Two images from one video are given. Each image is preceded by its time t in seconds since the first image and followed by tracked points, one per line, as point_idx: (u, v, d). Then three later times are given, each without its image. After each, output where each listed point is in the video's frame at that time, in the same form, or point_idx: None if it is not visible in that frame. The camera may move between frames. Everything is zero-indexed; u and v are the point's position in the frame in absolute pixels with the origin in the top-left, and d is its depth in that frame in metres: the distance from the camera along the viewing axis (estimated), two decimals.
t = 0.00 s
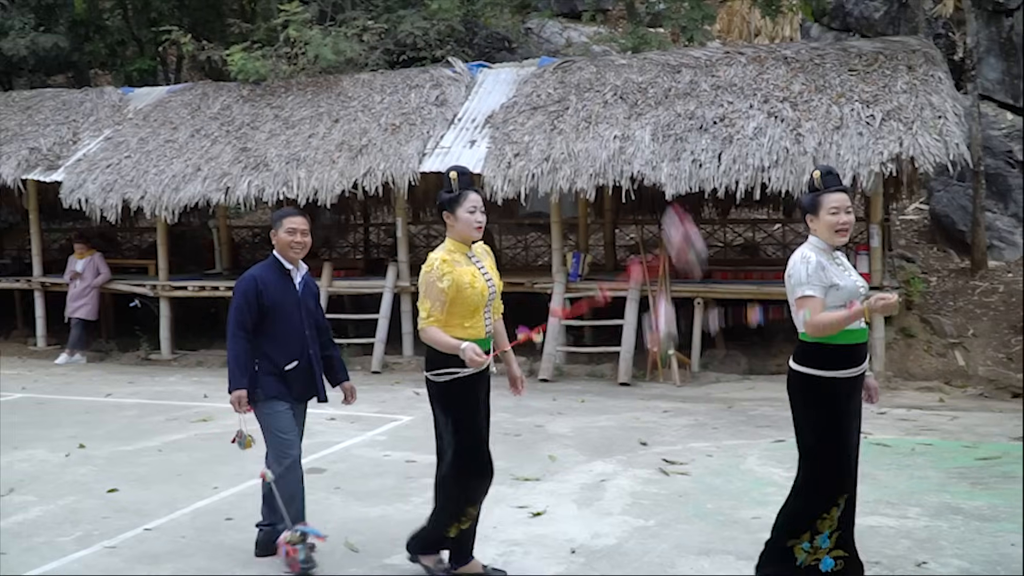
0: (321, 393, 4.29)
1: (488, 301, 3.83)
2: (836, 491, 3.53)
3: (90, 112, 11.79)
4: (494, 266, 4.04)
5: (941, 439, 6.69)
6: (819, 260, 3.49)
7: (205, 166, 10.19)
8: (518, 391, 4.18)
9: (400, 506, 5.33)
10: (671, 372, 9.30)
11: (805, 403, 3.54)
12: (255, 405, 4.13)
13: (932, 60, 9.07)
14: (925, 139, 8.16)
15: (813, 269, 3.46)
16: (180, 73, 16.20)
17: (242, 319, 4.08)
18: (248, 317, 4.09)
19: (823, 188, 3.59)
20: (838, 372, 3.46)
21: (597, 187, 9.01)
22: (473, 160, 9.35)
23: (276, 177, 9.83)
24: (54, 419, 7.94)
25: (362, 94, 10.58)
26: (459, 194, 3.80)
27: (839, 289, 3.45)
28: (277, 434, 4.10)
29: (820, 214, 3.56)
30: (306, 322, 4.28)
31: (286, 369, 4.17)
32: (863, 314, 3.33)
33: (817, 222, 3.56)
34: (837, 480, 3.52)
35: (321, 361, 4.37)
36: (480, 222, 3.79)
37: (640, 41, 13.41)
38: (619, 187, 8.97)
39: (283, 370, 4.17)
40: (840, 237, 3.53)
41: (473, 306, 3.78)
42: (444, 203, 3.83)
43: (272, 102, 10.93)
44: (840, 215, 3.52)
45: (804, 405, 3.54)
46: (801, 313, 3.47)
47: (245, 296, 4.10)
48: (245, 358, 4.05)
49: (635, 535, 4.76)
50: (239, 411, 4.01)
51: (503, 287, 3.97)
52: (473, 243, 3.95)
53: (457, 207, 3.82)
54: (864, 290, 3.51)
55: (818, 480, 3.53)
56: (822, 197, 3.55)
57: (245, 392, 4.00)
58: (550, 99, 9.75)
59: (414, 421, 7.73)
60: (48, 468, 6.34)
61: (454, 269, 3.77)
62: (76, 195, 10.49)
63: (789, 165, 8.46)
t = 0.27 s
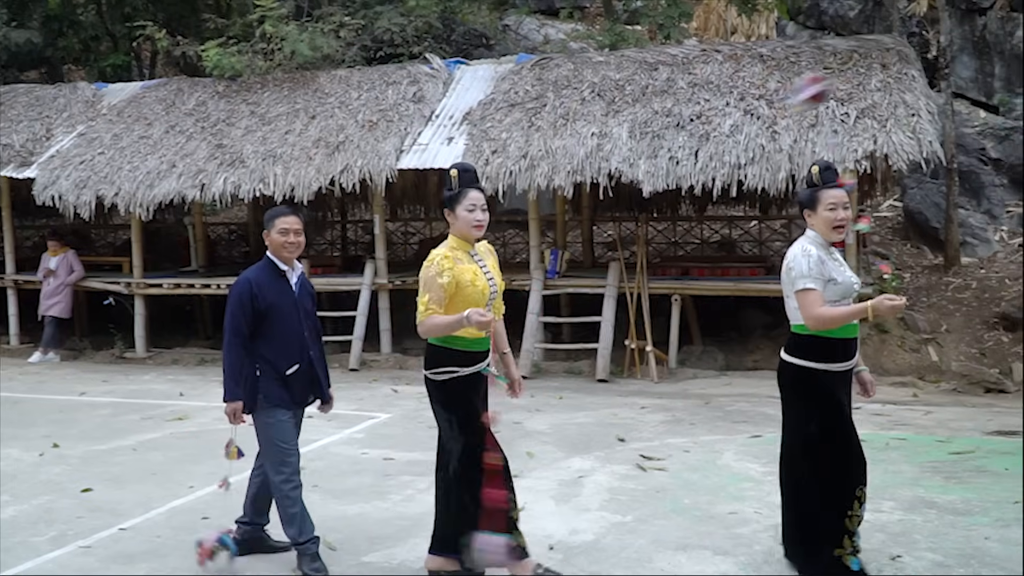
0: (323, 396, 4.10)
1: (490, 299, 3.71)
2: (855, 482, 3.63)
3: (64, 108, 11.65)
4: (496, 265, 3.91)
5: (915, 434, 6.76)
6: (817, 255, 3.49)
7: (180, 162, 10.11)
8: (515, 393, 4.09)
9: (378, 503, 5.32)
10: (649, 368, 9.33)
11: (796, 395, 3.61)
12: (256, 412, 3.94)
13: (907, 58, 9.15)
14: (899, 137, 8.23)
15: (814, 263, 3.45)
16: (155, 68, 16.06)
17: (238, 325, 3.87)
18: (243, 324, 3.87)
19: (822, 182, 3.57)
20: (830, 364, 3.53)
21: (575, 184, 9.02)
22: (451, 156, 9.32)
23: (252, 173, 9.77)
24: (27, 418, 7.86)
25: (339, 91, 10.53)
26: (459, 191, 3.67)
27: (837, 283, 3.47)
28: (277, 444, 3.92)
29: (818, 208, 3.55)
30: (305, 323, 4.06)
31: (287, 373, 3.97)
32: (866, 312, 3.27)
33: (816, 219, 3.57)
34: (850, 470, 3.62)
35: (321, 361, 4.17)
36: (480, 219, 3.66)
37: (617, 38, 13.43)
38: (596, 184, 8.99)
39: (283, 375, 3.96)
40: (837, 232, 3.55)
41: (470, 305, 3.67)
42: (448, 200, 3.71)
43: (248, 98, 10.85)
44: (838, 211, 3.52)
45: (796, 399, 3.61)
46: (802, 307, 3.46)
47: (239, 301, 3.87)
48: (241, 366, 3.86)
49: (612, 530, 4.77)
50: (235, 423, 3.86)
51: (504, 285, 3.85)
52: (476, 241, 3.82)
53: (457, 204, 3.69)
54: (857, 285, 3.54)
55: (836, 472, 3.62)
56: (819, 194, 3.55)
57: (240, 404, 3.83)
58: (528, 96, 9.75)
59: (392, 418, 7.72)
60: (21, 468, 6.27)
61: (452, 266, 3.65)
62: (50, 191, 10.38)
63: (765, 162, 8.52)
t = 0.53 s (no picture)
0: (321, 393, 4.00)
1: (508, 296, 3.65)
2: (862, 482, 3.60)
3: (36, 104, 11.52)
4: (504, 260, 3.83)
5: (889, 430, 6.81)
6: (818, 254, 3.47)
7: (155, 159, 10.03)
8: (516, 396, 4.11)
9: (355, 501, 5.30)
10: (627, 365, 9.36)
11: (799, 394, 3.59)
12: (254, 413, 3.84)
13: (881, 57, 9.21)
14: (873, 135, 8.29)
15: (815, 265, 3.43)
16: (129, 65, 15.92)
17: (237, 325, 3.74)
18: (241, 322, 3.75)
19: (820, 180, 3.55)
20: (836, 364, 3.54)
21: (552, 181, 9.02)
22: (429, 154, 9.31)
23: (228, 170, 9.71)
24: None
25: (316, 87, 10.48)
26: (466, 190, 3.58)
27: (839, 283, 3.47)
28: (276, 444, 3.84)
29: (818, 207, 3.52)
30: (301, 320, 3.95)
31: (284, 372, 3.86)
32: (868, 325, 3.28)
33: (814, 216, 3.54)
34: (857, 471, 3.59)
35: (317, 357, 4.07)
36: (488, 216, 3.58)
37: (595, 35, 13.45)
38: (574, 181, 9.00)
39: (282, 373, 3.86)
40: (835, 231, 3.54)
41: (490, 305, 3.56)
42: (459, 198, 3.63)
43: (224, 95, 10.78)
44: (837, 210, 3.51)
45: (800, 400, 3.59)
46: (802, 308, 3.45)
47: (235, 299, 3.75)
48: (240, 367, 3.74)
49: (590, 528, 4.78)
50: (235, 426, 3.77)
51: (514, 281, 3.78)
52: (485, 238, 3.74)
53: (464, 203, 3.61)
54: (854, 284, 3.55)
55: (841, 474, 3.58)
56: (819, 191, 3.52)
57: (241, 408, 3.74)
58: (505, 93, 9.75)
59: (370, 416, 7.70)
60: None
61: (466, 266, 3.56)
62: (23, 188, 10.27)
63: (741, 160, 8.56)
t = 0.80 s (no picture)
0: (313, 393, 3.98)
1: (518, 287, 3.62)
2: (866, 483, 3.62)
3: (8, 100, 11.39)
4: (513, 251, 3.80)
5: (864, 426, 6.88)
6: (824, 254, 3.51)
7: (129, 156, 9.94)
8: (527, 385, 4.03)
9: (332, 499, 5.28)
10: (604, 362, 9.38)
11: (817, 392, 3.58)
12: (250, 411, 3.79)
13: (855, 55, 9.28)
14: (847, 133, 8.36)
15: (822, 265, 3.46)
16: (103, 61, 15.78)
17: (231, 321, 3.70)
18: (237, 319, 3.71)
19: (824, 178, 3.59)
20: (854, 362, 3.54)
21: (529, 179, 9.03)
22: (406, 151, 9.29)
23: (203, 167, 9.64)
24: None
25: (292, 84, 10.42)
26: (476, 181, 3.56)
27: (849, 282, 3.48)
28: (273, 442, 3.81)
29: (822, 204, 3.55)
30: (293, 319, 3.93)
31: (279, 371, 3.84)
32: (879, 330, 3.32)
33: (818, 214, 3.58)
34: (861, 473, 3.61)
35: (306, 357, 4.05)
36: (499, 207, 3.57)
37: (571, 32, 13.46)
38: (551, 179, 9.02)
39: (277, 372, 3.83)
40: (836, 228, 3.59)
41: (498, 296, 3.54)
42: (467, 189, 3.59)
43: (199, 91, 10.70)
44: (840, 207, 3.55)
45: (818, 398, 3.59)
46: (812, 311, 3.48)
47: (230, 296, 3.71)
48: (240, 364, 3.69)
49: (567, 524, 4.79)
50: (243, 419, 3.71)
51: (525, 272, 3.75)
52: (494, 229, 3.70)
53: (474, 193, 3.57)
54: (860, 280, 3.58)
55: (849, 474, 3.60)
56: (823, 188, 3.55)
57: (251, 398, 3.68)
58: (482, 90, 9.74)
59: (347, 414, 7.67)
60: None
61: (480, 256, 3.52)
62: None
63: (718, 158, 8.61)
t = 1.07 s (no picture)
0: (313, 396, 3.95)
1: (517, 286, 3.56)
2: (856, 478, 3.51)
3: None
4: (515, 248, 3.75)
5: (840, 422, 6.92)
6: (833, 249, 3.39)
7: (104, 153, 9.85)
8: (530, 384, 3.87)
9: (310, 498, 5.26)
10: (582, 360, 9.39)
11: (816, 385, 3.47)
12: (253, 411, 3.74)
13: (831, 54, 9.35)
14: (823, 131, 8.41)
15: (836, 260, 3.33)
16: (78, 57, 15.64)
17: (235, 320, 3.65)
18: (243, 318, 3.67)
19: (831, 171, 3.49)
20: (858, 356, 3.41)
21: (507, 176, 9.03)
22: (384, 149, 9.27)
23: (179, 164, 9.57)
24: None
25: (269, 81, 10.36)
26: (479, 176, 3.50)
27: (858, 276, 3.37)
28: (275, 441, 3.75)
29: (833, 197, 3.45)
30: (297, 320, 3.89)
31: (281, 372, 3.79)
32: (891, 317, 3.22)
33: (828, 207, 3.46)
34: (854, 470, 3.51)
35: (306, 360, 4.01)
36: (502, 203, 3.52)
37: (549, 30, 13.48)
38: (529, 176, 9.02)
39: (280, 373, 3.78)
40: (847, 221, 3.47)
41: (494, 295, 3.49)
42: (467, 185, 3.53)
43: (175, 88, 10.62)
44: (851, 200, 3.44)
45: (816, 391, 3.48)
46: (821, 307, 3.35)
47: (235, 296, 3.66)
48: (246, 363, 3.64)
49: (546, 522, 4.79)
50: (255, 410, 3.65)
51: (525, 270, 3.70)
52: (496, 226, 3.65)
53: (477, 189, 3.51)
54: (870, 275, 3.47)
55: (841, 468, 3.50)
56: (833, 182, 3.44)
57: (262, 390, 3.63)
58: (461, 87, 9.73)
59: (325, 413, 7.64)
60: None
61: (475, 255, 3.45)
62: None
63: (695, 156, 8.64)
